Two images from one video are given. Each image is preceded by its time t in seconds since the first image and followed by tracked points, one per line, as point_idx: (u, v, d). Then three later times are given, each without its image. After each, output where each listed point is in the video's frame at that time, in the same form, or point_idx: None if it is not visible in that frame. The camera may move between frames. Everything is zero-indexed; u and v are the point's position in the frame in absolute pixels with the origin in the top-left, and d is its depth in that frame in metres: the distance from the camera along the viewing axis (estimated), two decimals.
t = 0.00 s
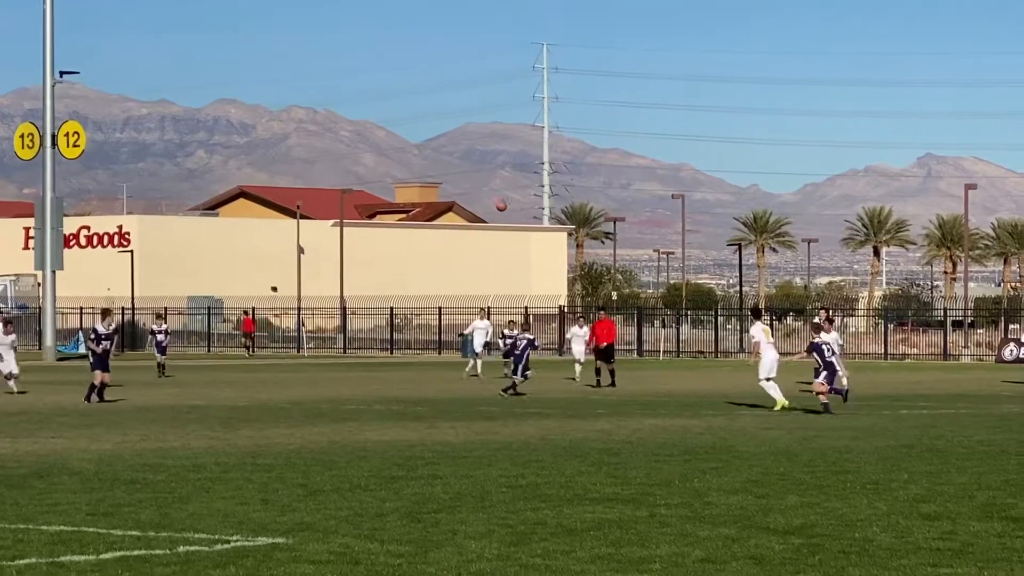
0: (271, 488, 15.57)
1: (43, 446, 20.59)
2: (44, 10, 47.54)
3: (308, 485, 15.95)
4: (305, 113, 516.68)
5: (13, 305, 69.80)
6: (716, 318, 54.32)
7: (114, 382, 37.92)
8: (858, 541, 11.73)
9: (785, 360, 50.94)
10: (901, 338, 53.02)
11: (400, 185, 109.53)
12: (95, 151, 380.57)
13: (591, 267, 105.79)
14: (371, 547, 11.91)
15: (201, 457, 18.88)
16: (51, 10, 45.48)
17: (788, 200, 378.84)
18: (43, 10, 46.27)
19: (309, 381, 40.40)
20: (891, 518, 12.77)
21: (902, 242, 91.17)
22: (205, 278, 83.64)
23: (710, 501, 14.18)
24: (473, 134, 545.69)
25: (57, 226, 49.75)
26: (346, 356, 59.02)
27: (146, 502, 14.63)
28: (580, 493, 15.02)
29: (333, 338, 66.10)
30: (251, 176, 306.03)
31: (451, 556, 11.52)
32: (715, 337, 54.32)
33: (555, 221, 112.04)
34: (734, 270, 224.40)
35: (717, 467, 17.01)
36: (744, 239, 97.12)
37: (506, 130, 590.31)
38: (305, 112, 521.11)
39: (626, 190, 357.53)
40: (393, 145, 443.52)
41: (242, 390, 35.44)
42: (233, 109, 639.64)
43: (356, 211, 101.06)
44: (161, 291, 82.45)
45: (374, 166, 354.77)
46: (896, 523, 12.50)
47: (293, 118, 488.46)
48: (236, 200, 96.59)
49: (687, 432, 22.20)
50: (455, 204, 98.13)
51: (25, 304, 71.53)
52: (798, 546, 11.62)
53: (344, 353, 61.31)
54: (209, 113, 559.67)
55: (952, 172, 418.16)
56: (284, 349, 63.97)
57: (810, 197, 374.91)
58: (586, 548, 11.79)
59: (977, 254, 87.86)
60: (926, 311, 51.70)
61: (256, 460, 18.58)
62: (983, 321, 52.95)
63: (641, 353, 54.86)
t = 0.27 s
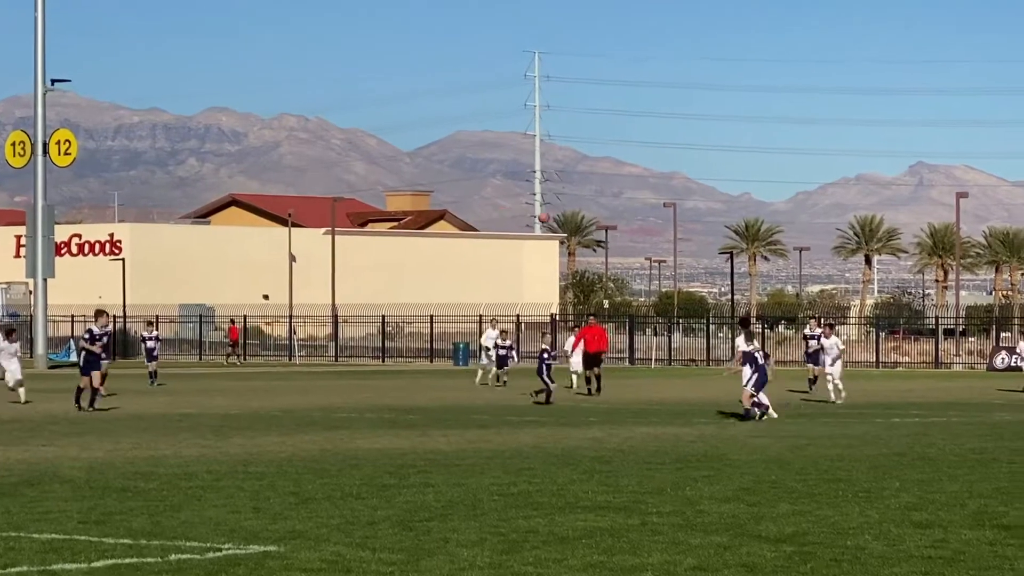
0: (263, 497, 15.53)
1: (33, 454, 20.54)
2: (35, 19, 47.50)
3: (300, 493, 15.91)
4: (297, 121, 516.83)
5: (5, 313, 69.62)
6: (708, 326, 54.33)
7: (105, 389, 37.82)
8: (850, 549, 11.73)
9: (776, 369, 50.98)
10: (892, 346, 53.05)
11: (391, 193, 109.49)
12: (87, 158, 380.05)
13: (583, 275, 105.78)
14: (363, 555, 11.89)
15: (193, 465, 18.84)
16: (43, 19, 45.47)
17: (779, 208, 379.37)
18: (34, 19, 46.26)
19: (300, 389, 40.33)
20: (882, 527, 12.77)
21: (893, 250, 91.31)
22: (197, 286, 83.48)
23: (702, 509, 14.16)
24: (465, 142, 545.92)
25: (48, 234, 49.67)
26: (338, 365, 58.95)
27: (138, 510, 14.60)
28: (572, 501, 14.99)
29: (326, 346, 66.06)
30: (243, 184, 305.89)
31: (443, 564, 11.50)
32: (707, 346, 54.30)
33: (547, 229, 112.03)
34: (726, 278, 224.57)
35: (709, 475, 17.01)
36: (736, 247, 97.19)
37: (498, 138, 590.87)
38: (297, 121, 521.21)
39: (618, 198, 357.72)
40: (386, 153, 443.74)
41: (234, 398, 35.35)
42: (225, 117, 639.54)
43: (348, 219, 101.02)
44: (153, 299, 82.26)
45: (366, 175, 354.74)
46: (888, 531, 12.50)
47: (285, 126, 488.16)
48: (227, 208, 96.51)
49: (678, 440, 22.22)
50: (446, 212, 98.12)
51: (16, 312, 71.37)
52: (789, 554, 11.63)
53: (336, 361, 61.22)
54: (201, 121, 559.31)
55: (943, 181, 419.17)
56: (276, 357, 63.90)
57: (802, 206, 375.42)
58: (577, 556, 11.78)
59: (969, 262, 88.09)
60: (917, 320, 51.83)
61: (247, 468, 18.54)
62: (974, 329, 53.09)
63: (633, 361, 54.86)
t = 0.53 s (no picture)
0: (244, 503, 15.45)
1: (12, 460, 20.39)
2: (15, 23, 47.28)
3: (280, 499, 15.83)
4: (278, 127, 515.96)
5: None
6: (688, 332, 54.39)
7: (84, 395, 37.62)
8: (829, 554, 11.73)
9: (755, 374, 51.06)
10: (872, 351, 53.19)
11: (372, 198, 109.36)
12: (66, 163, 378.53)
13: (563, 281, 105.82)
14: (343, 561, 11.84)
15: (173, 471, 18.73)
16: (22, 23, 45.25)
17: (759, 214, 380.34)
18: (14, 23, 46.02)
19: (280, 394, 40.19)
20: (863, 533, 12.77)
21: (873, 256, 91.58)
22: (177, 291, 83.19)
23: (682, 515, 14.14)
24: (446, 148, 545.78)
25: (28, 239, 49.41)
26: (319, 370, 58.80)
27: (118, 515, 14.50)
28: (552, 507, 14.95)
29: (306, 351, 65.90)
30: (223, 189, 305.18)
31: (422, 569, 11.46)
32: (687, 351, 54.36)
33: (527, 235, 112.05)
34: (706, 284, 224.93)
35: (689, 481, 16.99)
36: (716, 253, 97.33)
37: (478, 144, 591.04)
38: (277, 126, 520.28)
39: (598, 204, 358.03)
40: (366, 159, 443.33)
41: (214, 404, 35.22)
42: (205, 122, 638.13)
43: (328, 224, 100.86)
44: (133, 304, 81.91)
45: (347, 180, 354.43)
46: (869, 537, 12.49)
47: (265, 131, 486.96)
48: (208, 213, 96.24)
49: (658, 445, 22.19)
50: (427, 218, 98.04)
51: None
52: (768, 559, 11.62)
53: (316, 367, 61.08)
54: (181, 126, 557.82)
55: (922, 187, 420.90)
56: (257, 363, 63.72)
57: (782, 211, 376.45)
58: (557, 562, 11.75)
59: (949, 268, 88.44)
60: (897, 324, 51.99)
61: (228, 473, 18.46)
62: (954, 335, 53.26)
63: (614, 367, 54.89)
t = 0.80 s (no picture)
0: (209, 506, 15.33)
1: None
2: None
3: (245, 501, 15.73)
4: (243, 129, 514.10)
5: None
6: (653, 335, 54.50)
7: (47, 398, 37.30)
8: (794, 557, 11.75)
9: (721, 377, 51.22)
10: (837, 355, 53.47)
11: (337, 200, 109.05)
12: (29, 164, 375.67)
13: (529, 283, 105.86)
14: (309, 564, 11.76)
15: (138, 474, 18.57)
16: None
17: (725, 217, 381.78)
18: None
19: (246, 397, 39.99)
20: (828, 535, 12.80)
21: (838, 259, 92.06)
22: (144, 294, 82.76)
23: (647, 518, 14.14)
24: (411, 150, 545.11)
25: None
26: (285, 373, 58.58)
27: (83, 518, 14.36)
28: (518, 510, 14.91)
29: (272, 354, 65.63)
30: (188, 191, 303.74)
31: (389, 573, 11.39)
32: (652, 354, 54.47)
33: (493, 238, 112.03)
34: (672, 287, 225.61)
35: (654, 484, 17.00)
36: (682, 256, 97.61)
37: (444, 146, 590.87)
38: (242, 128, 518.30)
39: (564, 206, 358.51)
40: (332, 161, 442.29)
41: (179, 406, 34.99)
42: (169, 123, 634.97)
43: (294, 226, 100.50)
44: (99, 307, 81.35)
45: (313, 183, 353.43)
46: (833, 540, 12.52)
47: (230, 134, 484.96)
48: (173, 215, 95.72)
49: (623, 448, 22.20)
50: (393, 220, 97.85)
51: None
52: (734, 563, 11.61)
53: (282, 370, 60.85)
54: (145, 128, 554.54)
55: (886, 190, 423.45)
56: (223, 365, 63.42)
57: (747, 214, 378.03)
58: (522, 565, 11.71)
59: (913, 271, 89.01)
60: (863, 328, 52.29)
61: (193, 477, 18.31)
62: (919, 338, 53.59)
63: (579, 370, 54.93)
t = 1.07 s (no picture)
0: (157, 505, 15.17)
1: None
2: None
3: (194, 501, 15.56)
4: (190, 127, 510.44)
5: None
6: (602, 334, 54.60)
7: None
8: (743, 557, 11.77)
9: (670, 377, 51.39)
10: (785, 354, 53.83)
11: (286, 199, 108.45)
12: None
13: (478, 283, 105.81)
14: (257, 563, 11.63)
15: (86, 474, 18.33)
16: None
17: (673, 217, 383.44)
18: None
19: (193, 397, 39.66)
20: (775, 535, 12.84)
21: (786, 259, 92.65)
22: (91, 294, 82.08)
23: (596, 518, 14.12)
24: (360, 150, 543.24)
25: None
26: (233, 372, 58.14)
27: (28, 518, 14.15)
28: (466, 510, 14.85)
29: (221, 354, 65.14)
30: (135, 191, 301.07)
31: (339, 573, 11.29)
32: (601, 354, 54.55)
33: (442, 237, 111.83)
34: (620, 287, 226.25)
35: (602, 484, 17.00)
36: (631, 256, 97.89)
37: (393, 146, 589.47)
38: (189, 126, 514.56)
39: (514, 206, 358.66)
40: (280, 160, 439.95)
41: (126, 406, 34.64)
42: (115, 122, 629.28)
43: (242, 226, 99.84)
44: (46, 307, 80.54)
45: (261, 182, 351.42)
46: (781, 540, 12.56)
47: (177, 132, 481.22)
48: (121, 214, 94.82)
49: (572, 448, 22.18)
50: (342, 220, 97.40)
51: None
52: (682, 562, 11.62)
53: (230, 370, 60.38)
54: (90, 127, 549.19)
55: (833, 190, 426.90)
56: (171, 365, 62.84)
57: (696, 214, 379.84)
58: (471, 565, 11.65)
59: (861, 271, 89.73)
60: (811, 328, 52.69)
61: (140, 476, 18.10)
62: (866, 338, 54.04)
63: (528, 369, 54.92)
